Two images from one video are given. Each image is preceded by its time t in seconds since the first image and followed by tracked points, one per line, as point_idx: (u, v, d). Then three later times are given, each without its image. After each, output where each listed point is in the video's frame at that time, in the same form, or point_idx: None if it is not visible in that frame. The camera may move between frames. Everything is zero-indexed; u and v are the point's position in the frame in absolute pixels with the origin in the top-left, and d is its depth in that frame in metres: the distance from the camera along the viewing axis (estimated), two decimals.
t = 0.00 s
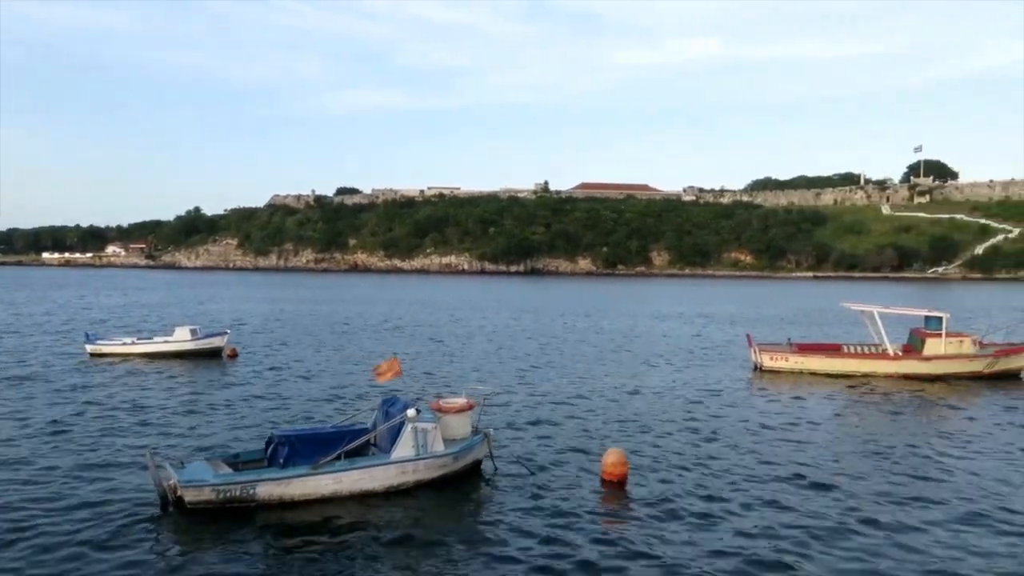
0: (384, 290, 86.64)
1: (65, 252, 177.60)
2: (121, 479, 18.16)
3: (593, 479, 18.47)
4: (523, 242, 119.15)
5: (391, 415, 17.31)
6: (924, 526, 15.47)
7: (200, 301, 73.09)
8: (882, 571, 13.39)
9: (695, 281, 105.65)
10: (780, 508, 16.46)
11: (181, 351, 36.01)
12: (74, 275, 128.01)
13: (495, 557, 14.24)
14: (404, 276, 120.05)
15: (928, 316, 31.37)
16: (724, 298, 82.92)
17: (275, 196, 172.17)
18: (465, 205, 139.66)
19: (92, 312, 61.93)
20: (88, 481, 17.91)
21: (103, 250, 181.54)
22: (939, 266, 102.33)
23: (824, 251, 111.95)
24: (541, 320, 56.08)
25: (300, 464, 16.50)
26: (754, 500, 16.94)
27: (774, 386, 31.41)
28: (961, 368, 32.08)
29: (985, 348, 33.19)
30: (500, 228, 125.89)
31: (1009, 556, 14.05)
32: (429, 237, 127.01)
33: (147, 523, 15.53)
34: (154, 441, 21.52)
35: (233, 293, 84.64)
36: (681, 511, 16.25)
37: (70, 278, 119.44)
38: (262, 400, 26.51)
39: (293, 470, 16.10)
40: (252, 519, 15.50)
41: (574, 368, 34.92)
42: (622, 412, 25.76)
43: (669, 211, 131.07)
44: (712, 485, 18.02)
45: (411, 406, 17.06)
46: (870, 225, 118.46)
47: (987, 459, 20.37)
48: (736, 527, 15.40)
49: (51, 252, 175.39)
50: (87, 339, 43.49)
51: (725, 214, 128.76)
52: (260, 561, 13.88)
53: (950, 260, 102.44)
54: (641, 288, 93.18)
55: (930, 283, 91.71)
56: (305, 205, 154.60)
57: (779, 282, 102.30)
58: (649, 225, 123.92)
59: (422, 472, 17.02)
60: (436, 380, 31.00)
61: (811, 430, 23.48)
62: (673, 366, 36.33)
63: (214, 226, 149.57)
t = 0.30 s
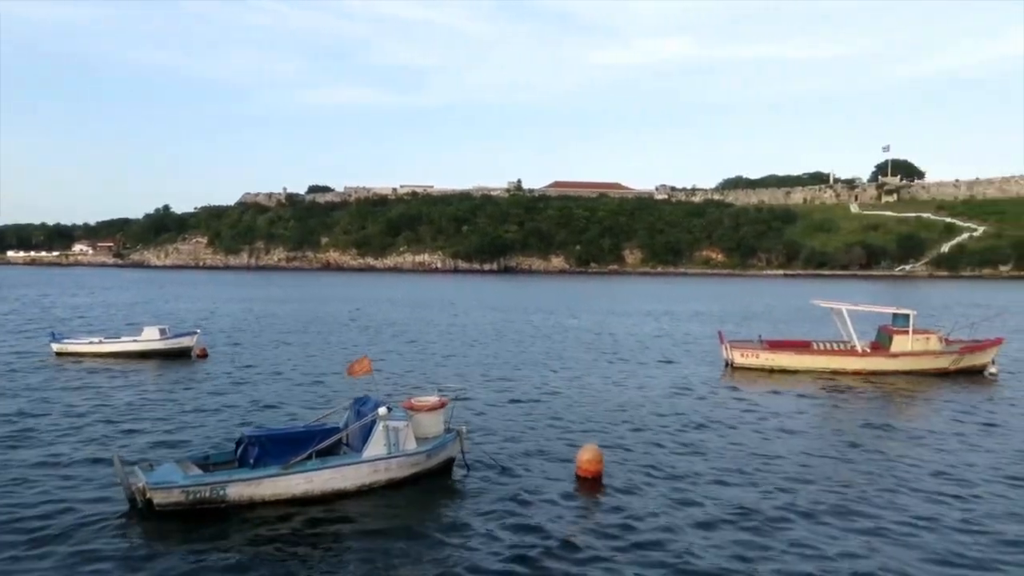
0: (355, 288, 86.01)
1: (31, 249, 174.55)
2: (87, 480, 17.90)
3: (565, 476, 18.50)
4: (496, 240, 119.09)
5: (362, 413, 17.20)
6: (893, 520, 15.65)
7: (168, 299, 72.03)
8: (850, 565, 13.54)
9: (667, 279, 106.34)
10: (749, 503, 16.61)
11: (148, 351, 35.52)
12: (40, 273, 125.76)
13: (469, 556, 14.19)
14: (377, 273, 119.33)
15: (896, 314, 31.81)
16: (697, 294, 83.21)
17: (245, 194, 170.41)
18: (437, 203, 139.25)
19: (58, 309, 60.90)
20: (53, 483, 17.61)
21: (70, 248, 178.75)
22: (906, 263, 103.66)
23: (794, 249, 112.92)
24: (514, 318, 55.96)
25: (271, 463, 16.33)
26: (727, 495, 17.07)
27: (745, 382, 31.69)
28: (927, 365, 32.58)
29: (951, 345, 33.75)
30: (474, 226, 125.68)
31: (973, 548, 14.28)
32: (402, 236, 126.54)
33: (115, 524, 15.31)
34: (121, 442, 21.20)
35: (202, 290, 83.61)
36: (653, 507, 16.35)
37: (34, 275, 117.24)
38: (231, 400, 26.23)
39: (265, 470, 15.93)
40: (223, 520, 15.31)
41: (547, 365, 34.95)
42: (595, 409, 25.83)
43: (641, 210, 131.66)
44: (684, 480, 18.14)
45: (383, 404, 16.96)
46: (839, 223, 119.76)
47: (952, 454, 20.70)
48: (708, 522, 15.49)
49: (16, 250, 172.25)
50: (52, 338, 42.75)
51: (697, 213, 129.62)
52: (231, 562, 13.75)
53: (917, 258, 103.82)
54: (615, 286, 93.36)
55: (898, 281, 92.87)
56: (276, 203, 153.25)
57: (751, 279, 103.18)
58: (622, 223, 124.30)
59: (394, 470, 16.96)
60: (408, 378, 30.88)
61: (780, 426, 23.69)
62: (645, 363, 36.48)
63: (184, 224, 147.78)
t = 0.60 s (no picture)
0: (325, 287, 85.47)
1: None
2: (55, 482, 17.66)
3: (538, 473, 18.54)
4: (469, 239, 119.00)
5: (333, 413, 17.10)
6: (861, 514, 15.88)
7: (137, 298, 71.05)
8: (818, 559, 13.71)
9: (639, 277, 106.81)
10: (720, 499, 16.77)
11: (117, 351, 35.08)
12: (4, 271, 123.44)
13: (442, 554, 14.17)
14: (348, 271, 118.56)
15: (864, 311, 32.25)
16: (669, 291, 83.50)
17: (215, 192, 168.56)
18: (410, 201, 138.65)
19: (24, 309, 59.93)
20: (19, 485, 17.37)
21: (36, 246, 175.73)
22: (874, 261, 105.05)
23: (764, 248, 113.95)
24: (487, 316, 55.86)
25: (241, 464, 16.20)
26: (698, 491, 17.23)
27: (717, 379, 31.97)
28: (895, 361, 33.09)
29: (917, 341, 34.30)
30: (447, 224, 125.45)
31: (938, 542, 14.52)
32: (375, 234, 126.05)
33: (82, 528, 15.12)
34: (89, 443, 20.91)
35: (170, 289, 82.51)
36: (625, 504, 16.44)
37: None
38: (201, 401, 25.97)
39: (235, 471, 15.80)
40: (193, 522, 15.17)
41: (523, 364, 34.95)
42: (569, 407, 25.94)
43: (614, 209, 132.03)
44: (656, 477, 18.27)
45: (354, 404, 16.88)
46: (808, 222, 121.06)
47: (917, 450, 21.03)
48: (679, 519, 15.61)
49: None
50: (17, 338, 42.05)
51: (669, 211, 130.36)
52: (200, 564, 13.63)
53: (885, 256, 105.27)
54: (586, 284, 93.51)
55: (866, 279, 93.97)
56: (247, 202, 151.81)
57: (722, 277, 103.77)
58: (594, 222, 124.62)
59: (365, 469, 16.89)
60: (380, 377, 30.75)
61: (751, 422, 23.95)
62: (618, 361, 36.65)
63: (152, 223, 145.89)
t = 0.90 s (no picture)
0: (296, 285, 84.83)
1: None
2: (17, 484, 17.38)
3: (508, 471, 18.57)
4: (441, 236, 118.78)
5: (302, 412, 16.98)
6: (826, 511, 16.06)
7: (102, 296, 69.92)
8: (784, 556, 13.88)
9: (611, 275, 107.28)
10: (687, 497, 16.89)
11: (81, 351, 34.54)
12: None
13: (409, 554, 14.11)
14: (319, 269, 117.57)
15: (831, 309, 32.69)
16: (639, 290, 83.51)
17: (184, 189, 166.53)
18: (381, 199, 137.94)
19: None
20: None
21: None
22: (841, 260, 106.34)
23: (734, 247, 114.94)
24: (458, 314, 55.75)
25: (207, 464, 16.04)
26: (666, 489, 17.35)
27: (687, 377, 32.22)
28: (861, 358, 33.57)
29: (883, 338, 34.83)
30: (418, 222, 125.07)
31: (900, 538, 14.72)
32: (346, 232, 125.44)
33: (45, 530, 14.90)
34: (50, 444, 20.54)
35: (138, 287, 81.34)
36: (593, 502, 16.51)
37: None
38: (167, 402, 25.64)
39: (202, 471, 15.64)
40: (159, 523, 15.01)
41: (494, 362, 34.91)
42: (540, 405, 25.99)
43: (585, 207, 132.35)
44: (625, 475, 18.38)
45: (323, 403, 16.79)
46: (778, 220, 122.27)
47: (881, 446, 21.35)
48: (647, 517, 15.69)
49: None
50: None
51: (640, 210, 131.00)
52: (164, 567, 13.46)
53: (852, 254, 106.63)
54: (558, 282, 93.46)
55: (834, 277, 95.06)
56: (216, 199, 150.09)
57: (693, 276, 104.10)
58: (566, 220, 124.87)
59: (334, 469, 16.80)
60: (350, 376, 30.56)
61: (720, 419, 24.16)
62: (589, 359, 36.78)
63: (119, 220, 143.86)
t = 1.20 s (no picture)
0: (260, 285, 83.98)
1: None
2: None
3: (474, 472, 18.51)
4: (408, 236, 118.30)
5: (265, 414, 16.80)
6: (786, 509, 16.19)
7: (62, 295, 68.58)
8: (747, 553, 13.98)
9: (579, 275, 107.65)
10: (651, 496, 16.95)
11: (39, 352, 33.87)
12: None
13: (371, 558, 13.95)
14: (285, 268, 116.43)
15: (795, 307, 33.05)
16: (605, 289, 83.63)
17: (147, 187, 164.00)
18: (348, 198, 137.02)
19: None
20: None
21: None
22: (806, 259, 107.63)
23: (700, 246, 115.91)
24: (424, 314, 55.53)
25: (168, 466, 15.80)
26: (629, 489, 17.40)
27: (653, 375, 32.43)
28: (825, 356, 33.99)
29: (846, 337, 35.25)
30: (386, 221, 124.40)
31: (859, 533, 14.87)
32: (313, 231, 124.38)
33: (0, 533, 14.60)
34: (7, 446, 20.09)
35: (99, 286, 79.88)
36: (558, 503, 16.50)
37: None
38: (128, 402, 25.20)
39: (162, 473, 15.41)
40: (116, 526, 14.75)
41: (460, 362, 34.85)
42: (507, 405, 25.99)
43: (554, 207, 132.54)
44: (589, 475, 18.40)
45: (287, 404, 16.57)
46: (743, 221, 123.43)
47: (844, 443, 21.61)
48: (610, 517, 15.72)
49: None
50: None
51: (608, 210, 131.52)
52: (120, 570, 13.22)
53: (816, 254, 108.04)
54: (525, 282, 93.42)
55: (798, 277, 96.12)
56: (180, 197, 148.01)
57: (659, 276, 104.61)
58: (534, 220, 125.01)
59: (297, 471, 16.62)
60: (315, 377, 30.30)
61: (686, 418, 24.30)
62: (556, 358, 36.87)
63: (80, 218, 141.24)
